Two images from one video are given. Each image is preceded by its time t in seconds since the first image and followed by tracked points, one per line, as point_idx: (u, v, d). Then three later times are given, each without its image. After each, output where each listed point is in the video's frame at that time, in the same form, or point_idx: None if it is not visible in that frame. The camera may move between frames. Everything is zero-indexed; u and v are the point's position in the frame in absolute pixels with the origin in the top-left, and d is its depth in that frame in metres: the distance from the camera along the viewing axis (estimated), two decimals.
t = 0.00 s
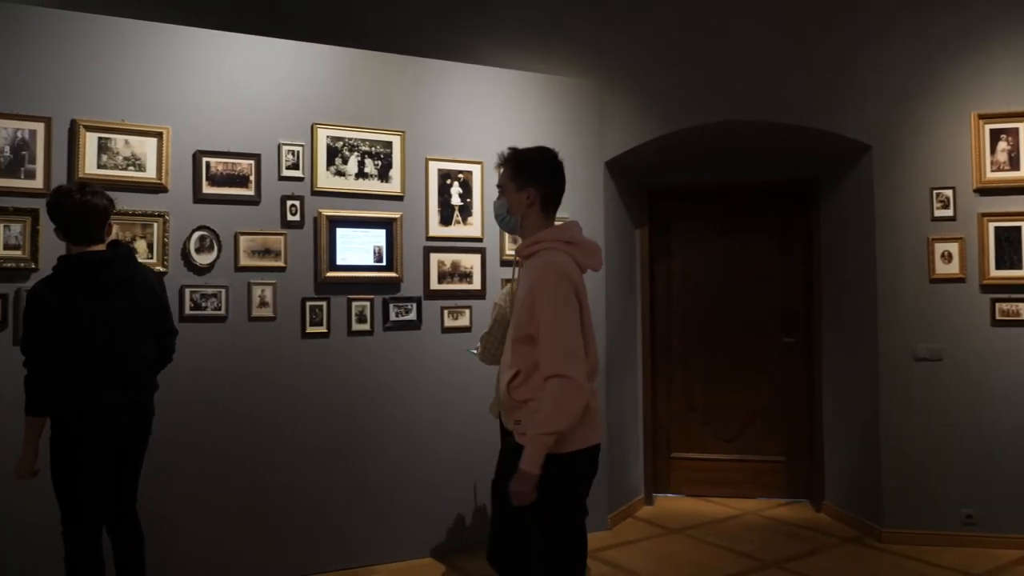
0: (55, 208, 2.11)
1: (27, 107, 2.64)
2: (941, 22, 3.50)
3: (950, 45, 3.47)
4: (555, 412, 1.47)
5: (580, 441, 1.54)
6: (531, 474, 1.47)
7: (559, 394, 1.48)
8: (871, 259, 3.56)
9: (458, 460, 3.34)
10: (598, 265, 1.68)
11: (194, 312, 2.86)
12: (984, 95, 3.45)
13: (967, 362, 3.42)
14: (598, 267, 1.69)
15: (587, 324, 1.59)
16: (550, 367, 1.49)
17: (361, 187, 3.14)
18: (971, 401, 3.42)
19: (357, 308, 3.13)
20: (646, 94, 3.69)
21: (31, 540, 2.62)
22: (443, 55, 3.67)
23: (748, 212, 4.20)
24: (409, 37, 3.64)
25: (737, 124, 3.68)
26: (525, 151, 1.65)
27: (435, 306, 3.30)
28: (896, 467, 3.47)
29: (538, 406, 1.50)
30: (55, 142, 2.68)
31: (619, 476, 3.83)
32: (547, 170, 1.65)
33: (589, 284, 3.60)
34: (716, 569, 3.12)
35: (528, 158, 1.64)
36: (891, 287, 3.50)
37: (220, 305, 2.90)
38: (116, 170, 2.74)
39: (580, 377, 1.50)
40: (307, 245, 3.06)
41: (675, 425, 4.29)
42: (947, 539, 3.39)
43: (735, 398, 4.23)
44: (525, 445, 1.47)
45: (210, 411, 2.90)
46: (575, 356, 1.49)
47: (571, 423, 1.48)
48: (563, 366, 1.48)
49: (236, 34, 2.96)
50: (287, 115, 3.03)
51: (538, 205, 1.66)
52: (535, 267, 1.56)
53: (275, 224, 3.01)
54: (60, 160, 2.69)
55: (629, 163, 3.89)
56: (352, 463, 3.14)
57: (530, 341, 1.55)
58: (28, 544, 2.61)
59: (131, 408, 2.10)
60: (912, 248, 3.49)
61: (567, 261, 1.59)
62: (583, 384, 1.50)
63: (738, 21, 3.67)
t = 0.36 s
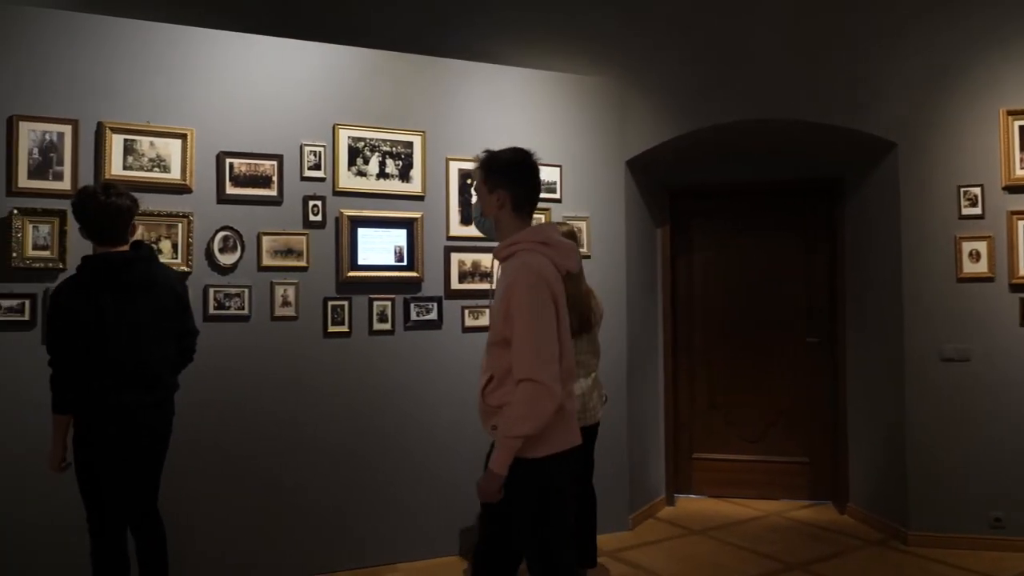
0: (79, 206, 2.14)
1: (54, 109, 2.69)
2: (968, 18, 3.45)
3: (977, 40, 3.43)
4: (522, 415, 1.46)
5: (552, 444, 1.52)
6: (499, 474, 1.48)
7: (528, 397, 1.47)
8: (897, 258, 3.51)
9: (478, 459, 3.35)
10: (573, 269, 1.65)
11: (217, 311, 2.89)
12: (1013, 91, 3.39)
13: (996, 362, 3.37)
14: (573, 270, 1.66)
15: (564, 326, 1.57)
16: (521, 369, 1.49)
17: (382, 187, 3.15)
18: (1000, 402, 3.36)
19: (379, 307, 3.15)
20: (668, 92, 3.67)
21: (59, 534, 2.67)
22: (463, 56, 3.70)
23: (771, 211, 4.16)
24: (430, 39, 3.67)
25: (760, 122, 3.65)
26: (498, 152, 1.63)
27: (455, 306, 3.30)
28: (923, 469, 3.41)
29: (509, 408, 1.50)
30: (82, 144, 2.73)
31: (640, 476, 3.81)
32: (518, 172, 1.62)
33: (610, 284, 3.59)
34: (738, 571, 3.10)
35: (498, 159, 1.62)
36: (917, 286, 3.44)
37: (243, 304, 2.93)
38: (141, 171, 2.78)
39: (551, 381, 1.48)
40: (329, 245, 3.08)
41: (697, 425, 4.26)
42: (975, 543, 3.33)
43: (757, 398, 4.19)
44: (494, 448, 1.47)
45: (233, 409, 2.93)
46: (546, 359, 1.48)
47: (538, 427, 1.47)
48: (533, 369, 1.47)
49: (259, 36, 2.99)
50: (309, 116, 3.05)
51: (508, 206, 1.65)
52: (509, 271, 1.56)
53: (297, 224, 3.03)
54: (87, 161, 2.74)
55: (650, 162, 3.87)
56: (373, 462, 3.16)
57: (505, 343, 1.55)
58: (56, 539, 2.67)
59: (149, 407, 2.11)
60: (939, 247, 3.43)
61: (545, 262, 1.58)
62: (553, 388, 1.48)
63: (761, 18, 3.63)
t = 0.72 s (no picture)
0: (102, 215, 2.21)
1: (78, 111, 2.73)
2: (992, 15, 3.41)
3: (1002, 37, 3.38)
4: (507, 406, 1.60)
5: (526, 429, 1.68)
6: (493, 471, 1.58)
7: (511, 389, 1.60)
8: (920, 257, 3.46)
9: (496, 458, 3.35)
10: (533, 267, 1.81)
11: (238, 311, 2.91)
12: None
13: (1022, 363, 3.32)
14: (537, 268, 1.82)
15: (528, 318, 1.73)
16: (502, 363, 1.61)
17: (400, 187, 3.17)
18: None
19: (397, 307, 3.16)
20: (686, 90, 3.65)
21: (82, 531, 2.71)
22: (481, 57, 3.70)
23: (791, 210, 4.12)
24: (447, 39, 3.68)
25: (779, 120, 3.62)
26: (465, 156, 1.74)
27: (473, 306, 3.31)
28: (946, 471, 3.37)
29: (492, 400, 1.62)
30: (106, 146, 2.76)
31: (658, 477, 3.79)
32: (487, 175, 1.73)
33: (628, 284, 3.57)
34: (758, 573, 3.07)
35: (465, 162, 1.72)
36: (941, 287, 3.40)
37: (264, 304, 2.95)
38: (163, 172, 2.81)
39: (527, 370, 1.62)
40: (347, 245, 3.09)
41: (715, 426, 4.23)
42: (1001, 546, 3.29)
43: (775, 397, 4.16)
44: (484, 441, 1.59)
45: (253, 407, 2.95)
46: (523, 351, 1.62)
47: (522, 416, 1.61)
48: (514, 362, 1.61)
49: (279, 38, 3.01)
50: (328, 117, 3.07)
51: (471, 207, 1.76)
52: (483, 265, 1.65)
53: (316, 224, 3.05)
54: (110, 163, 2.77)
55: (669, 162, 3.85)
56: (391, 461, 3.17)
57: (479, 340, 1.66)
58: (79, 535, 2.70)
59: (168, 408, 2.14)
60: (963, 246, 3.39)
61: (510, 260, 1.72)
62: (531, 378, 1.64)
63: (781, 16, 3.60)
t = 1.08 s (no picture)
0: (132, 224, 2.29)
1: (104, 114, 2.77)
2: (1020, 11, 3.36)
3: None
4: (466, 402, 1.68)
5: (493, 432, 1.73)
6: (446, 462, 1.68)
7: (472, 386, 1.68)
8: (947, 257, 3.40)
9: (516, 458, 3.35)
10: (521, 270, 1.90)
11: (260, 311, 2.94)
12: None
13: None
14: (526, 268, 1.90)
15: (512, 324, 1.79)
16: (469, 359, 1.70)
17: (420, 188, 3.18)
18: None
19: (417, 307, 3.17)
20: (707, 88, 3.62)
21: (108, 527, 2.75)
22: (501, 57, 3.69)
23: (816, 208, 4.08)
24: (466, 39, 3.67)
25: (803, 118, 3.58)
26: (453, 160, 1.84)
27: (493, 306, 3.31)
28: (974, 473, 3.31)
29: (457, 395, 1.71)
30: (131, 148, 2.80)
31: (679, 478, 3.77)
32: (473, 177, 1.83)
33: (648, 284, 3.55)
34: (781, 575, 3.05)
35: (455, 164, 1.82)
36: (969, 286, 3.34)
37: (285, 303, 2.98)
38: (187, 173, 2.84)
39: (493, 371, 1.69)
40: (369, 244, 3.11)
41: (737, 426, 4.19)
42: None
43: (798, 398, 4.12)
44: (442, 433, 1.69)
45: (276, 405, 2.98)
46: (489, 352, 1.69)
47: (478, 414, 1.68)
48: (477, 361, 1.68)
49: (300, 39, 3.04)
50: (349, 117, 3.09)
51: (458, 209, 1.86)
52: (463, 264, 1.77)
53: (337, 224, 3.07)
54: (135, 164, 2.81)
55: (690, 161, 3.82)
56: (411, 461, 3.18)
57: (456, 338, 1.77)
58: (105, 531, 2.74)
59: (184, 407, 2.16)
60: (991, 245, 3.33)
61: (497, 263, 1.80)
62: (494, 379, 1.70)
63: (804, 13, 3.56)
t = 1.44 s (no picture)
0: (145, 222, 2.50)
1: (123, 116, 2.80)
2: None
3: None
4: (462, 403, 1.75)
5: (492, 432, 1.79)
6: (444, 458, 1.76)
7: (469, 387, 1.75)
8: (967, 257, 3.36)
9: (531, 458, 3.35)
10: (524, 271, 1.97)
11: (277, 311, 2.96)
12: None
13: None
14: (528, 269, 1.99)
15: (511, 326, 1.84)
16: (466, 361, 1.77)
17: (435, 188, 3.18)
18: None
19: (432, 307, 3.18)
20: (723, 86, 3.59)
21: (126, 525, 2.78)
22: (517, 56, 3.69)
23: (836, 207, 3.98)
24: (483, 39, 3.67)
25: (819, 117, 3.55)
26: (457, 159, 1.92)
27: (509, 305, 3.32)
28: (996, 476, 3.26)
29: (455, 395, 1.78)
30: (149, 149, 2.83)
31: (695, 478, 3.75)
32: (475, 176, 1.91)
33: (664, 284, 3.54)
34: None
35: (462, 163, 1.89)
36: (992, 286, 3.29)
37: (302, 303, 3.00)
38: (205, 174, 2.87)
39: (491, 373, 1.75)
40: (384, 245, 3.12)
41: (754, 427, 4.17)
42: None
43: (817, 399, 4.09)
44: (440, 432, 1.76)
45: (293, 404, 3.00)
46: (488, 355, 1.75)
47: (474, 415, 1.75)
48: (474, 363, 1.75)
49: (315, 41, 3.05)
50: (363, 118, 3.10)
51: (462, 209, 1.95)
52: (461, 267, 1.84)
53: (353, 225, 3.09)
54: (153, 165, 2.83)
55: (706, 159, 3.80)
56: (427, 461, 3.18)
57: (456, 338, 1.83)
58: (123, 529, 2.78)
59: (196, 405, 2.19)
60: (1015, 244, 3.28)
61: (497, 265, 1.85)
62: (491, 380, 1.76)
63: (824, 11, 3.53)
